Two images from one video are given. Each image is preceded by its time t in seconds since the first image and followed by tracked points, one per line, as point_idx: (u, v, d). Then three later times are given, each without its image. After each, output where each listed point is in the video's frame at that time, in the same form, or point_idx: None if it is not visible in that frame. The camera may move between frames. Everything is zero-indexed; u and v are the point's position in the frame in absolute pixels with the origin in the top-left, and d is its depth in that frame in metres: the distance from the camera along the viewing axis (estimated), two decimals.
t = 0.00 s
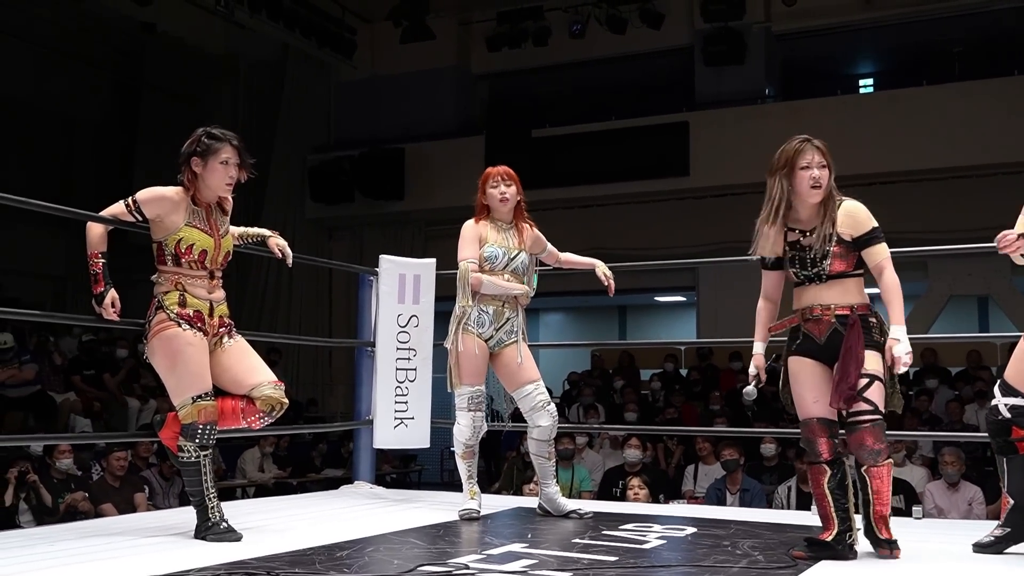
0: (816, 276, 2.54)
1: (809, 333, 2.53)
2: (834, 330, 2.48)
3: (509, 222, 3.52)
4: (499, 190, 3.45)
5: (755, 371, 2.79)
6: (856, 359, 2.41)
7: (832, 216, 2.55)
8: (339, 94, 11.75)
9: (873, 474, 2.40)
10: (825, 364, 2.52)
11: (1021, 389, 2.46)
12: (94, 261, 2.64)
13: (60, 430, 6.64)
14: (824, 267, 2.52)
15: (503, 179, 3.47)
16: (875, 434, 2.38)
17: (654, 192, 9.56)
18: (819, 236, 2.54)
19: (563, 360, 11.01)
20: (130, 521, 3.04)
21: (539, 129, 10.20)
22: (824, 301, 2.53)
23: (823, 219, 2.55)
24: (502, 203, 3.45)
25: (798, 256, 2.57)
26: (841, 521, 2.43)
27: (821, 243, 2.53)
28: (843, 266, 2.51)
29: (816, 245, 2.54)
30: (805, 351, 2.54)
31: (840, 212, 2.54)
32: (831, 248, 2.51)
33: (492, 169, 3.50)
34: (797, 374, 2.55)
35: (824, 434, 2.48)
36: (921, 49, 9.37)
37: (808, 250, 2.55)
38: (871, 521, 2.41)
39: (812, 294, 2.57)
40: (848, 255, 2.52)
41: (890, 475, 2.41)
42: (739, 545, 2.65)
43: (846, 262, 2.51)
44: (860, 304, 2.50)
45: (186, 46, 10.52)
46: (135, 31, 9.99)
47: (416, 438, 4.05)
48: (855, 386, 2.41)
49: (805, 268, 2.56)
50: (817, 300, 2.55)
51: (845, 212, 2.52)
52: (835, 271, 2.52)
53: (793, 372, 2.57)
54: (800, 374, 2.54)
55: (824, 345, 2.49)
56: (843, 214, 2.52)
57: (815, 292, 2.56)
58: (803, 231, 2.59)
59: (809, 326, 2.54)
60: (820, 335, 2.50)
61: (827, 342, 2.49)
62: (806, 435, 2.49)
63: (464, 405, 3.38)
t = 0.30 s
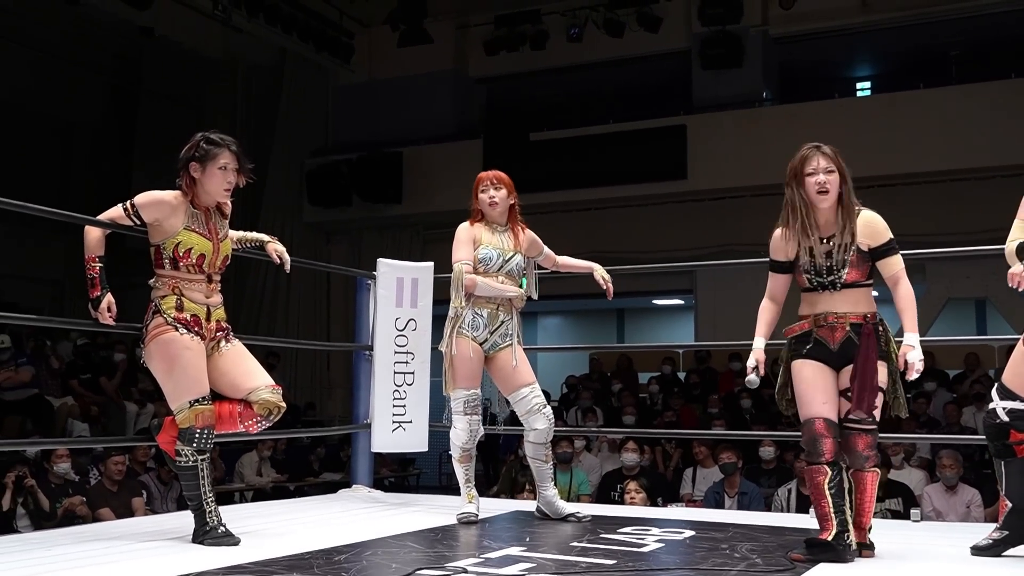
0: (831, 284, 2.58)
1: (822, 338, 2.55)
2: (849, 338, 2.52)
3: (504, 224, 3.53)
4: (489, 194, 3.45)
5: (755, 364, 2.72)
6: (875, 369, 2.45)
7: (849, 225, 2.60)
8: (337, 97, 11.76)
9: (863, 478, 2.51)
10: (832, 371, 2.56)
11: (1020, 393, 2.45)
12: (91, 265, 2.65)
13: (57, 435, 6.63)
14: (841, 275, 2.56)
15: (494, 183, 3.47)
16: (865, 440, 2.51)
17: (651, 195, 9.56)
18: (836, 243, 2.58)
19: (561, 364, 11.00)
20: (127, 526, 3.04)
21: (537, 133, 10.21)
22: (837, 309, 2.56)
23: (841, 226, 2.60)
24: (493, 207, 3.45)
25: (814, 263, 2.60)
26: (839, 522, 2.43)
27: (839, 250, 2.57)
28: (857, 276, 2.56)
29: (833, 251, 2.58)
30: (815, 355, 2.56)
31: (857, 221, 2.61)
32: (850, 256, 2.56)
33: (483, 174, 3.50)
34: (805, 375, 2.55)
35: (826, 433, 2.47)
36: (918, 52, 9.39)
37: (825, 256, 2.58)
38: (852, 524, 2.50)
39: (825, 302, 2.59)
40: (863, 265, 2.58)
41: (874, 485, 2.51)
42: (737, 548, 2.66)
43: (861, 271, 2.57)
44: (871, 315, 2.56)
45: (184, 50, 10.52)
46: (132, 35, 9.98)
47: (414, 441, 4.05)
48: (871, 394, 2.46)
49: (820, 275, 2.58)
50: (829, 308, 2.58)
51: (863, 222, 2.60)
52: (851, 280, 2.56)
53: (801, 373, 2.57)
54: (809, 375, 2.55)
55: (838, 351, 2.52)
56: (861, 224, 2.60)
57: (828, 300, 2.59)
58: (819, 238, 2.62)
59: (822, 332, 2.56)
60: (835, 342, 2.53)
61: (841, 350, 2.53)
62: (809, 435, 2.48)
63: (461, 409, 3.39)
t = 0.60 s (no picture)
0: (836, 286, 2.60)
1: (824, 337, 2.58)
2: (850, 337, 2.54)
3: (502, 227, 3.53)
4: (486, 197, 3.45)
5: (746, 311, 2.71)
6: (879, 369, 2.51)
7: (854, 228, 2.61)
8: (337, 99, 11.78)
9: (862, 478, 2.49)
10: (831, 369, 2.57)
11: (1022, 395, 2.46)
12: (93, 267, 2.65)
13: (58, 437, 6.63)
14: (843, 277, 2.58)
15: (491, 186, 3.46)
16: (865, 438, 2.50)
17: (651, 197, 9.57)
18: (841, 247, 2.59)
19: (561, 365, 11.01)
20: (129, 528, 3.04)
21: (537, 134, 10.21)
22: (840, 309, 2.58)
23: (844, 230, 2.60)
24: (490, 209, 3.45)
25: (818, 266, 2.63)
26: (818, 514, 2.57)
27: (842, 253, 2.59)
28: (862, 278, 2.58)
29: (837, 255, 2.60)
30: (816, 352, 2.59)
31: (864, 225, 2.61)
32: (854, 260, 2.57)
33: (480, 176, 3.49)
34: (805, 369, 2.57)
35: (814, 428, 2.49)
36: (918, 54, 9.40)
37: (828, 260, 2.61)
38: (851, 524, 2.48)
39: (828, 303, 2.62)
40: (868, 268, 2.58)
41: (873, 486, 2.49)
42: (738, 549, 2.66)
43: (865, 274, 2.57)
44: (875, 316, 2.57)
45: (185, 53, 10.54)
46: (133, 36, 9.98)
47: (415, 442, 4.06)
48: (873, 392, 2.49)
49: (823, 277, 2.62)
50: (832, 308, 2.60)
51: (870, 227, 2.60)
52: (855, 282, 2.58)
53: (799, 367, 2.59)
54: (807, 370, 2.56)
55: (839, 349, 2.54)
56: (867, 228, 2.60)
57: (832, 302, 2.61)
58: (822, 241, 2.65)
59: (824, 331, 2.58)
60: (836, 340, 2.55)
61: (841, 348, 2.54)
62: (797, 427, 2.49)
63: (459, 410, 3.38)
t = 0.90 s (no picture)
0: (819, 282, 2.68)
1: (808, 338, 2.65)
2: (831, 338, 2.60)
3: (502, 229, 3.53)
4: (484, 199, 3.45)
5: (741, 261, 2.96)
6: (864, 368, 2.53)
7: (835, 225, 2.65)
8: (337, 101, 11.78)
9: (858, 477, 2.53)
10: (818, 371, 2.64)
11: None
12: (93, 269, 2.65)
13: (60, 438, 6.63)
14: (825, 274, 2.65)
15: (490, 187, 3.45)
16: (857, 437, 2.53)
17: (652, 198, 9.56)
18: (822, 244, 2.65)
19: (562, 366, 11.01)
20: (130, 529, 3.04)
21: (538, 135, 10.22)
22: (823, 309, 2.64)
23: (825, 228, 2.66)
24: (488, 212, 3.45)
25: (803, 263, 2.71)
26: (790, 518, 2.63)
27: (822, 250, 2.65)
28: (844, 274, 2.63)
29: (820, 252, 2.66)
30: (801, 355, 2.66)
31: (846, 222, 2.64)
32: (834, 256, 2.63)
33: (480, 177, 3.48)
34: (791, 374, 2.66)
35: (795, 436, 2.62)
36: (919, 54, 9.39)
37: (810, 257, 2.68)
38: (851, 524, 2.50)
39: (813, 299, 2.69)
40: (851, 263, 2.62)
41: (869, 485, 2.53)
42: (739, 550, 2.66)
43: (848, 269, 2.62)
44: (860, 314, 2.61)
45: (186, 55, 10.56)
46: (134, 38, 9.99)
47: (416, 444, 4.06)
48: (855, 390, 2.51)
49: (807, 274, 2.70)
50: (817, 308, 2.67)
51: (852, 223, 2.63)
52: (836, 278, 2.64)
53: (785, 373, 2.68)
54: (792, 375, 2.65)
55: (821, 351, 2.61)
56: (848, 224, 2.63)
57: (817, 299, 2.68)
58: (808, 240, 2.73)
59: (809, 332, 2.65)
60: (818, 342, 2.62)
61: (824, 349, 2.61)
62: (778, 432, 2.63)
63: (459, 412, 3.38)
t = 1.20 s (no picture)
0: (797, 285, 2.70)
1: (787, 341, 2.67)
2: (810, 341, 2.62)
3: (509, 231, 3.52)
4: (491, 202, 3.43)
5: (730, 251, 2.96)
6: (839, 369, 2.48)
7: (813, 229, 2.66)
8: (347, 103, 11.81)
9: (853, 481, 2.50)
10: (799, 371, 2.67)
11: None
12: (102, 271, 2.64)
13: (69, 439, 6.65)
14: (801, 277, 2.68)
15: (498, 190, 3.44)
16: (849, 438, 2.51)
17: (662, 199, 9.53)
18: (800, 248, 2.67)
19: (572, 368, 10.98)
20: (137, 531, 3.03)
21: (547, 137, 10.20)
22: (803, 311, 2.66)
23: (803, 232, 2.67)
24: (495, 215, 3.43)
25: (784, 267, 2.74)
26: (797, 521, 2.64)
27: (800, 254, 2.67)
28: (822, 278, 2.64)
29: (798, 256, 2.69)
30: (783, 359, 2.68)
31: (823, 226, 2.64)
32: (810, 260, 2.64)
33: (489, 180, 3.47)
34: (776, 381, 2.68)
35: (794, 440, 2.64)
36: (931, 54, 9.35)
37: (790, 260, 2.71)
38: (860, 527, 2.47)
39: (791, 303, 2.71)
40: (828, 267, 2.63)
41: (869, 482, 2.49)
42: (751, 553, 2.63)
43: (825, 273, 2.63)
44: (836, 316, 2.62)
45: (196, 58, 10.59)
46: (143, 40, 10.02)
47: (425, 446, 4.05)
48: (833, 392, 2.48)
49: (785, 278, 2.73)
50: (798, 310, 2.68)
51: (829, 227, 2.61)
52: (813, 282, 2.66)
53: (772, 379, 2.71)
54: (778, 382, 2.68)
55: (799, 354, 2.63)
56: (824, 228, 2.62)
57: (796, 302, 2.70)
58: (791, 243, 2.75)
59: (788, 335, 2.67)
60: (796, 344, 2.64)
61: (803, 353, 2.63)
62: (777, 438, 2.66)
63: (467, 414, 3.37)
